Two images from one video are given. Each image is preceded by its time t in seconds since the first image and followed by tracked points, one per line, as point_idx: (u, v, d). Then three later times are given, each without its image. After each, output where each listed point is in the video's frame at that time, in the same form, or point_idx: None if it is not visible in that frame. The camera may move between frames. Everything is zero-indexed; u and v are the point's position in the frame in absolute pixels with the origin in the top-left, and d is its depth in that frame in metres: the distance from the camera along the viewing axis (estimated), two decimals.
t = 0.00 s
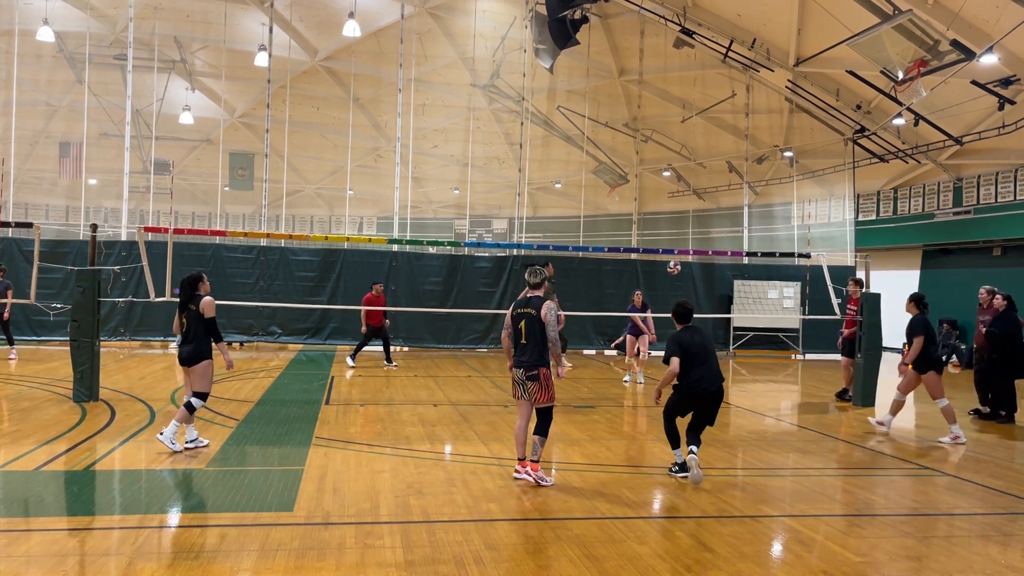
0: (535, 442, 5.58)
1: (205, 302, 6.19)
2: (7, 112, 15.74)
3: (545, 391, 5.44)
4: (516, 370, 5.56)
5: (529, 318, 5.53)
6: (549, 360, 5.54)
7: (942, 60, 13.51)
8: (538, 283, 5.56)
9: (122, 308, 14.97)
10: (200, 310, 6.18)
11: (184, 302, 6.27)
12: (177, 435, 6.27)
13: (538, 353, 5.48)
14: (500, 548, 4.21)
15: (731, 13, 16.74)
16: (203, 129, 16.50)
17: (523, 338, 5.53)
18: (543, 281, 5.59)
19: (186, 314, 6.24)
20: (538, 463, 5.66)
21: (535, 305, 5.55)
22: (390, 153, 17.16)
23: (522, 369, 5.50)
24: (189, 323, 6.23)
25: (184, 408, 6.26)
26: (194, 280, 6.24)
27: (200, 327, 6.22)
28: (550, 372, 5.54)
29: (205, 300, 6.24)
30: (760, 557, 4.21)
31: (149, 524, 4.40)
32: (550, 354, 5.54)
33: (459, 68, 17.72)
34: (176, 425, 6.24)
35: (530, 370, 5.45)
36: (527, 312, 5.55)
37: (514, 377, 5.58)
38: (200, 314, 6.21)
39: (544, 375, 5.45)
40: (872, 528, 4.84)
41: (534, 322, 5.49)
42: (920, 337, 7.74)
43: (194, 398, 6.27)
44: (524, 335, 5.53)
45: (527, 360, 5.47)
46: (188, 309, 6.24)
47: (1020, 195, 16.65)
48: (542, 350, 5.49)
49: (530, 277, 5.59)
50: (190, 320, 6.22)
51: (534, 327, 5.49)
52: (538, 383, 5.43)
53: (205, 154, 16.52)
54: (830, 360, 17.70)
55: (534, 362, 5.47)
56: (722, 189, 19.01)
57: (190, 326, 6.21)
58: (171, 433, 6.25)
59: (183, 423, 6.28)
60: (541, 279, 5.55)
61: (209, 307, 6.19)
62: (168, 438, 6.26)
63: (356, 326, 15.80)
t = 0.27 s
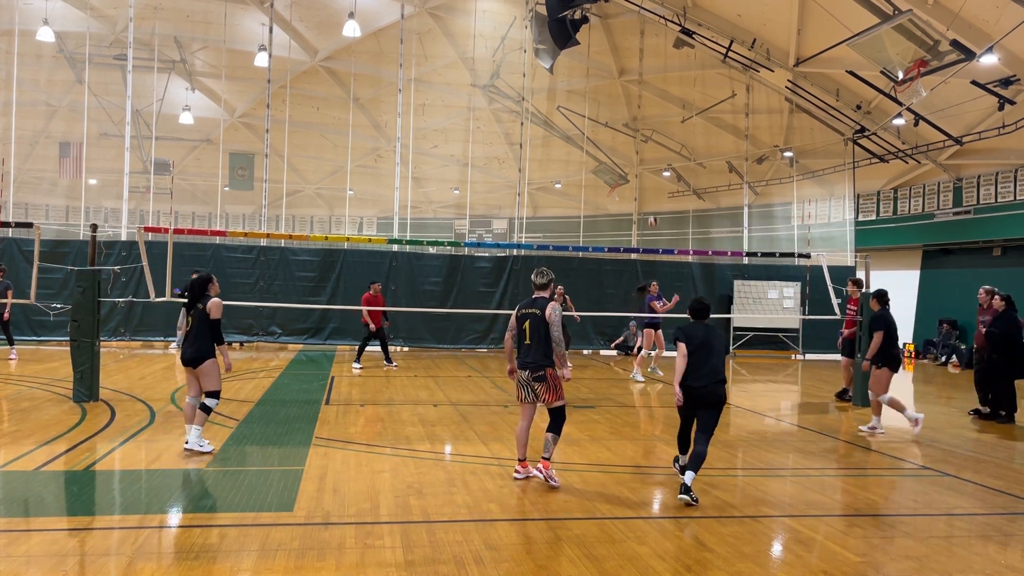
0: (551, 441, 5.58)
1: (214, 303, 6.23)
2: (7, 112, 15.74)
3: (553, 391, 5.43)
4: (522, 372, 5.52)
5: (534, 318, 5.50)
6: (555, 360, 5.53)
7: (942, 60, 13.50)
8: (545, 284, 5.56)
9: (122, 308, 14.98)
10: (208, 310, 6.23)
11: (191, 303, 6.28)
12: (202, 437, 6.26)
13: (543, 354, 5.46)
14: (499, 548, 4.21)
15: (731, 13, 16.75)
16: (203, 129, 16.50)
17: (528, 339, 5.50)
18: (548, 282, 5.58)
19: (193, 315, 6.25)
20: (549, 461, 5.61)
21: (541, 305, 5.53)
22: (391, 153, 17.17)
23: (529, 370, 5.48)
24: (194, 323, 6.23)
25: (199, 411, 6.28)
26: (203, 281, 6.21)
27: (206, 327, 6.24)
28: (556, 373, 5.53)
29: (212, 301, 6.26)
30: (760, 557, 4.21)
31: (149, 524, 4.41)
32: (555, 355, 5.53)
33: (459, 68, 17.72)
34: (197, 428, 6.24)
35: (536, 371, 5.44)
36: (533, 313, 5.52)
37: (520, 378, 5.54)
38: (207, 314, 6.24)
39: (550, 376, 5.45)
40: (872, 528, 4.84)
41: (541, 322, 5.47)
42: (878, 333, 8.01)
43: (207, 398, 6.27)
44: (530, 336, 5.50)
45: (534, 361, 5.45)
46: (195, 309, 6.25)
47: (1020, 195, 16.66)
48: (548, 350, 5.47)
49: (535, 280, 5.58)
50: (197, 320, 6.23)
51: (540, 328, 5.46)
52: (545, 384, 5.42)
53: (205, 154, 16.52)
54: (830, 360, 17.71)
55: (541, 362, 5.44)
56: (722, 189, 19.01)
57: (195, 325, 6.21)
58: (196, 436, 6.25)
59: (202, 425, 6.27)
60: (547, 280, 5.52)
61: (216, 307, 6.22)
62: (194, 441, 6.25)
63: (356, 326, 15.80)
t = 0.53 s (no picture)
0: (559, 455, 5.36)
1: (229, 307, 6.25)
2: (7, 112, 15.74)
3: (564, 401, 5.33)
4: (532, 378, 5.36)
5: (549, 325, 5.38)
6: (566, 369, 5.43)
7: (942, 60, 13.50)
8: (559, 291, 5.50)
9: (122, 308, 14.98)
10: (220, 313, 6.23)
11: (204, 304, 6.29)
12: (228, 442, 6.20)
13: (556, 362, 5.35)
14: (499, 548, 4.21)
15: (731, 13, 16.75)
16: (203, 129, 16.50)
17: (541, 345, 5.36)
18: (561, 290, 5.52)
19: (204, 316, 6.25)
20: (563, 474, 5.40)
21: (557, 312, 5.43)
22: (390, 153, 17.17)
23: (541, 377, 5.32)
24: (204, 324, 6.23)
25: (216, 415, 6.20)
26: (217, 285, 6.25)
27: (217, 330, 6.24)
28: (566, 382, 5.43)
29: (226, 304, 6.29)
30: (760, 556, 4.21)
31: (149, 524, 4.41)
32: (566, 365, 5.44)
33: (459, 68, 17.72)
34: (223, 433, 6.17)
35: (550, 379, 5.30)
36: (547, 318, 5.39)
37: (529, 385, 5.37)
38: (219, 317, 6.24)
39: (563, 385, 5.33)
40: (872, 528, 4.84)
41: (556, 330, 5.36)
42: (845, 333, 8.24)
43: (217, 400, 6.25)
44: (543, 342, 5.36)
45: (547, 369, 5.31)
46: (207, 311, 6.25)
47: (1020, 195, 16.66)
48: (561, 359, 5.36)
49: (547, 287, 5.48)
50: (207, 321, 6.22)
51: (555, 334, 5.35)
52: (558, 392, 5.31)
53: (205, 154, 16.52)
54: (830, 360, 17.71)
55: (554, 371, 5.31)
56: (722, 189, 19.01)
57: (205, 326, 6.20)
58: (223, 441, 6.18)
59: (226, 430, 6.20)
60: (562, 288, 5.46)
61: (229, 310, 6.23)
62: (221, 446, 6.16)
63: (356, 326, 15.80)
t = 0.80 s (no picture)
0: (559, 455, 5.36)
1: (247, 316, 6.34)
2: (7, 112, 15.74)
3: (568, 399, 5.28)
4: (538, 374, 5.29)
5: (558, 321, 5.37)
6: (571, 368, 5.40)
7: (942, 60, 13.50)
8: (565, 291, 5.55)
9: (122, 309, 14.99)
10: (239, 321, 6.31)
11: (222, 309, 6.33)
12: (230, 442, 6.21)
13: (564, 359, 5.31)
14: (500, 548, 4.21)
15: (731, 13, 16.74)
16: (203, 129, 16.50)
17: (549, 341, 5.31)
18: (567, 290, 5.58)
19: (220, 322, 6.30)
20: (562, 474, 5.38)
21: (566, 310, 5.44)
22: (390, 153, 17.17)
23: (547, 373, 5.26)
24: (219, 328, 6.24)
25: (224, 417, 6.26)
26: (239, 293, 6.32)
27: (233, 336, 6.27)
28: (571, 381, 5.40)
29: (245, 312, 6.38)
30: (760, 557, 4.21)
31: (149, 524, 4.41)
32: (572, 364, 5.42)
33: (459, 68, 17.72)
34: (224, 433, 6.21)
35: (558, 377, 5.23)
36: (557, 315, 5.39)
37: (534, 381, 5.28)
38: (236, 323, 6.31)
39: (570, 383, 5.29)
40: (872, 528, 4.84)
41: (565, 327, 5.36)
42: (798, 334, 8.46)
43: (229, 402, 6.30)
44: (552, 338, 5.31)
45: (556, 366, 5.26)
46: (224, 318, 6.31)
47: (1020, 195, 16.66)
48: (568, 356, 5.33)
49: (555, 285, 5.52)
50: (224, 326, 6.25)
51: (564, 331, 5.35)
52: (565, 390, 5.26)
53: (205, 154, 16.51)
54: (830, 360, 17.71)
55: (562, 367, 5.27)
56: (722, 189, 19.01)
57: (221, 330, 6.22)
58: (224, 441, 6.19)
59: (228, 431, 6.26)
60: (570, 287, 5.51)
61: (248, 319, 6.32)
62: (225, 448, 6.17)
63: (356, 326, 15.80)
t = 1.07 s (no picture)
0: (559, 456, 5.35)
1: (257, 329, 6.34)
2: (7, 112, 15.74)
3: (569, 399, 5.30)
4: (539, 375, 5.26)
5: (555, 320, 5.36)
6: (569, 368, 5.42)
7: (942, 60, 13.50)
8: (558, 291, 5.54)
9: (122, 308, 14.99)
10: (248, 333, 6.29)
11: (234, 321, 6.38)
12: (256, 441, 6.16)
13: (563, 359, 5.32)
14: (500, 548, 4.21)
15: (731, 13, 16.74)
16: (203, 129, 16.50)
17: (548, 341, 5.29)
18: (559, 289, 5.57)
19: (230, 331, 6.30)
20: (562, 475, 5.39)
21: (562, 309, 5.44)
22: (391, 153, 17.17)
23: (549, 374, 5.25)
24: (229, 337, 6.26)
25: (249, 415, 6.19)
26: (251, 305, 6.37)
27: (239, 346, 6.24)
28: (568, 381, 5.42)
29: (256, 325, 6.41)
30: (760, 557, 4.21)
31: (149, 524, 4.41)
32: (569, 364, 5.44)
33: (459, 68, 17.72)
34: (252, 431, 6.17)
35: (559, 377, 5.25)
36: (555, 314, 5.37)
37: (535, 382, 5.26)
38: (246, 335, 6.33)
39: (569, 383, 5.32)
40: (872, 528, 4.84)
41: (563, 326, 5.36)
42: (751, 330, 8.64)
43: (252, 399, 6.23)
44: (551, 338, 5.30)
45: (556, 366, 5.27)
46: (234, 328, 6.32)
47: (1020, 195, 16.65)
48: (567, 356, 5.34)
49: (549, 286, 5.51)
50: (233, 335, 6.26)
51: (563, 331, 5.34)
52: (566, 390, 5.28)
53: (205, 154, 16.51)
54: (830, 360, 17.71)
55: (563, 367, 5.27)
56: (722, 189, 19.01)
57: (229, 338, 6.23)
58: (250, 439, 6.14)
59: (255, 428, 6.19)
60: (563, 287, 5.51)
61: (257, 332, 6.31)
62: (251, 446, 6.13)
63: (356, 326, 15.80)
